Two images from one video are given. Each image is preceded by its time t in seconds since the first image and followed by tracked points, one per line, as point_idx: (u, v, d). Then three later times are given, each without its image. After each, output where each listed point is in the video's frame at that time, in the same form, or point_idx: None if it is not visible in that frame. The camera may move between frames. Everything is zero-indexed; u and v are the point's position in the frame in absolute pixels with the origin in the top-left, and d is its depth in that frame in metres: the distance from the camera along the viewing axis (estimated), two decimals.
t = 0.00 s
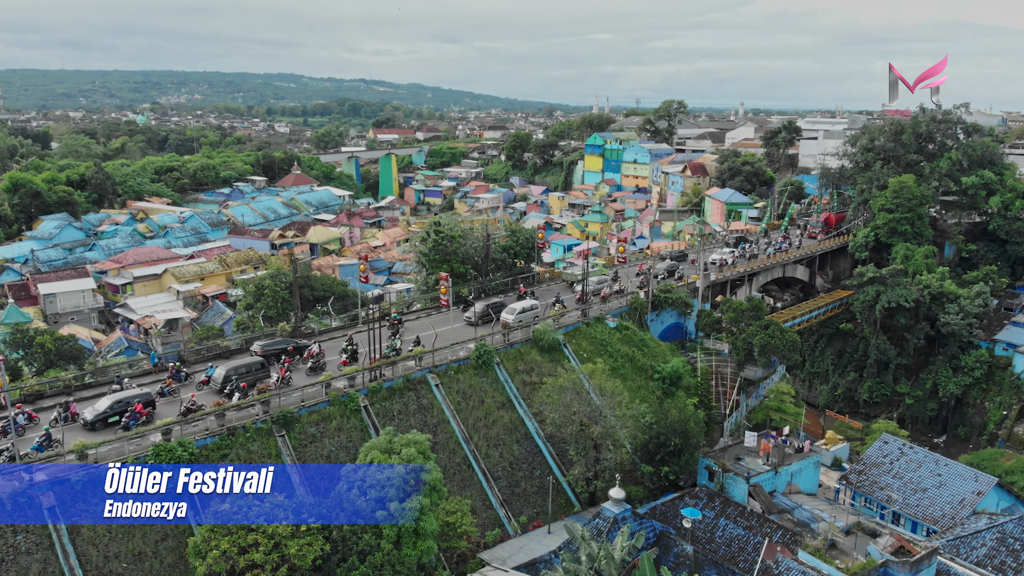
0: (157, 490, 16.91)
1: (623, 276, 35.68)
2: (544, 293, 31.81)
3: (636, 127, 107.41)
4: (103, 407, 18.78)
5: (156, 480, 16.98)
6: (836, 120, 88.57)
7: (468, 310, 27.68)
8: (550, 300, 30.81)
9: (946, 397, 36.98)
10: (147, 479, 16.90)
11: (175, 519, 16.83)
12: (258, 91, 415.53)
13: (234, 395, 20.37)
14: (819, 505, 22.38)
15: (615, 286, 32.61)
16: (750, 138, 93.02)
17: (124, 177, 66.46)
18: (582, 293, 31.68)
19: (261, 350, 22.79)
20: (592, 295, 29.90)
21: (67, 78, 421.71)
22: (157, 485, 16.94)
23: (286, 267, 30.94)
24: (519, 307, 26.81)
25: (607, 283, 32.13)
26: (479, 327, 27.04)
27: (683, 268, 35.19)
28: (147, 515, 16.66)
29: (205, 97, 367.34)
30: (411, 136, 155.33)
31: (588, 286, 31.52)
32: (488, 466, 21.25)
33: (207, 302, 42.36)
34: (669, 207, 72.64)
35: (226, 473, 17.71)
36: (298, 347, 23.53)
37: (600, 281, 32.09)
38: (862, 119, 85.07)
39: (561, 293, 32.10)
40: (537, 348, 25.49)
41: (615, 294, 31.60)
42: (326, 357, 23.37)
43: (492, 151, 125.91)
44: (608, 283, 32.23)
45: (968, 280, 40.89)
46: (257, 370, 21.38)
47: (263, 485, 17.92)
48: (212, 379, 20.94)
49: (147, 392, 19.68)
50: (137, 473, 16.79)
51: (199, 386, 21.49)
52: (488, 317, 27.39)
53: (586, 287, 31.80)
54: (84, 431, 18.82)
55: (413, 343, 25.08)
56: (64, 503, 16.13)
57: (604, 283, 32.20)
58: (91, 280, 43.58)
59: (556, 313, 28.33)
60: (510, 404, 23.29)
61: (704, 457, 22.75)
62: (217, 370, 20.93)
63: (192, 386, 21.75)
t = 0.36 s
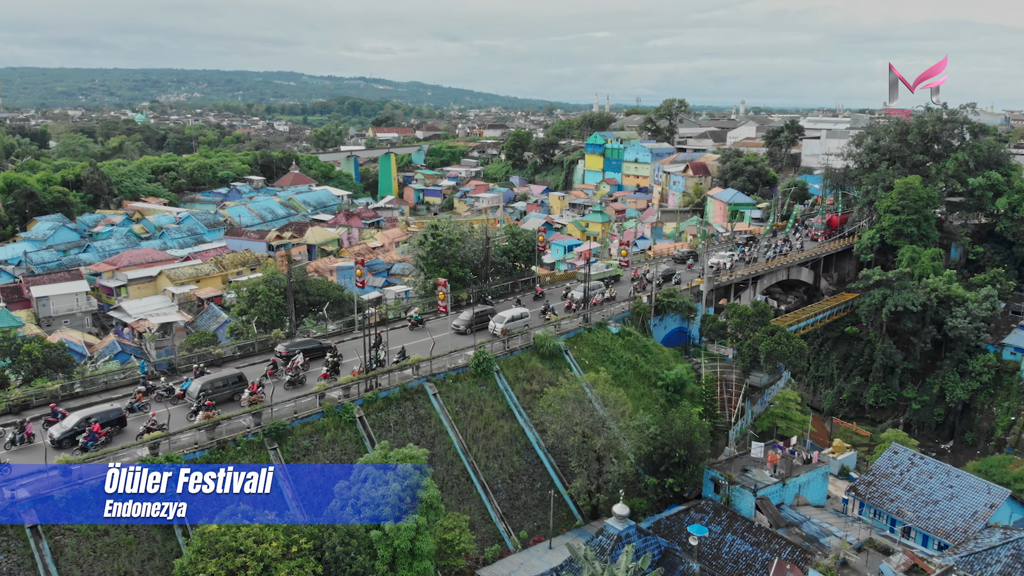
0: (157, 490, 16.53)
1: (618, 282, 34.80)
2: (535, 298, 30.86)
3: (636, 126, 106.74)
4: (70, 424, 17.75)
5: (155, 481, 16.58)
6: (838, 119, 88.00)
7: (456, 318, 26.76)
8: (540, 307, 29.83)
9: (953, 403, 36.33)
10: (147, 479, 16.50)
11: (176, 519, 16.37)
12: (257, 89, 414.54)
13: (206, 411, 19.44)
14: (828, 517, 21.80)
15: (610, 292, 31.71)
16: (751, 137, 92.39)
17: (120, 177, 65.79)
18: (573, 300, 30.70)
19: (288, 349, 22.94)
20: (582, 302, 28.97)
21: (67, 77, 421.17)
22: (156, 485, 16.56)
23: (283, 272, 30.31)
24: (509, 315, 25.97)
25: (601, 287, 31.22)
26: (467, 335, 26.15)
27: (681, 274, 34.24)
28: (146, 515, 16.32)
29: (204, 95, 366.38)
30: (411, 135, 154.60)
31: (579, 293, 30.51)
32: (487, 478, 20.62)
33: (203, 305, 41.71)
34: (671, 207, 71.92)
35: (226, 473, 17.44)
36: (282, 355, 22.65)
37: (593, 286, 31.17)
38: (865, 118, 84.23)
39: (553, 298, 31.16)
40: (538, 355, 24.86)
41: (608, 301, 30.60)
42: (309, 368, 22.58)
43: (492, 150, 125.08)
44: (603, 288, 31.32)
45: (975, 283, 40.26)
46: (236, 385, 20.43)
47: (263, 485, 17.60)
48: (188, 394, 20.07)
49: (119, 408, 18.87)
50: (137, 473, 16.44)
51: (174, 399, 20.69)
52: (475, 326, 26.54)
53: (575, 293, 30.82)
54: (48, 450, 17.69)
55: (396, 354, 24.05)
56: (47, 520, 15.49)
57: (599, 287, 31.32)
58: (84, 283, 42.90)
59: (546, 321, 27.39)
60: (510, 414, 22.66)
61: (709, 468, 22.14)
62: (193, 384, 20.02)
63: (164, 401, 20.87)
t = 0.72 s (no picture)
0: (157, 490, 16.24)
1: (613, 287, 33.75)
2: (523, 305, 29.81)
3: (637, 125, 106.00)
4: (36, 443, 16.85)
5: (155, 480, 16.31)
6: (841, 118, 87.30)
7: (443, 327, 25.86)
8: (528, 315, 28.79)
9: (961, 408, 35.65)
10: (147, 480, 16.19)
11: (174, 519, 16.11)
12: (257, 87, 413.68)
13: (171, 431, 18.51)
14: (837, 531, 21.17)
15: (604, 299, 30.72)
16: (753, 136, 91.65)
17: (116, 177, 65.13)
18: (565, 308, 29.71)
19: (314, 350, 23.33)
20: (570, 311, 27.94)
21: (66, 75, 420.34)
22: (156, 485, 16.25)
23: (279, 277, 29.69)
24: (497, 324, 25.02)
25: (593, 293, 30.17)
26: (454, 345, 25.27)
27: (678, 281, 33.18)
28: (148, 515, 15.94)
29: (203, 93, 365.45)
30: (410, 134, 153.85)
31: (569, 301, 29.44)
32: (486, 492, 19.96)
33: (198, 308, 41.11)
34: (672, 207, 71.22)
35: (226, 473, 17.13)
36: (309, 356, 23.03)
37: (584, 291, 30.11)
38: (868, 117, 83.51)
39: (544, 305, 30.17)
40: (538, 363, 24.21)
41: (599, 309, 29.52)
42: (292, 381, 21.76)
43: (491, 149, 124.31)
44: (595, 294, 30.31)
45: (982, 286, 39.59)
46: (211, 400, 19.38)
47: (263, 485, 17.26)
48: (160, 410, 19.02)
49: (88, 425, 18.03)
50: (138, 473, 16.07)
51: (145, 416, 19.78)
52: (463, 335, 25.65)
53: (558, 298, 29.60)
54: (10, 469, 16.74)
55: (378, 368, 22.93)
56: (29, 541, 14.86)
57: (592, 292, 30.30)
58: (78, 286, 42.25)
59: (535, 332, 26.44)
60: (510, 424, 22.00)
61: (715, 480, 21.52)
62: (166, 400, 18.95)
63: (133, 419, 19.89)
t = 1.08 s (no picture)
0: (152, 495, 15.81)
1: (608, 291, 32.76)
2: (513, 311, 28.75)
3: (638, 123, 105.24)
4: None
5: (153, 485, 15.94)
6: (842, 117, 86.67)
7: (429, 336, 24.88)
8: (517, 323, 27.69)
9: (968, 414, 35.00)
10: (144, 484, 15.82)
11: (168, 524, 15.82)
12: (256, 85, 412.54)
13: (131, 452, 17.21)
14: (848, 546, 20.55)
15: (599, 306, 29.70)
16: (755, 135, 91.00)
17: (112, 177, 64.40)
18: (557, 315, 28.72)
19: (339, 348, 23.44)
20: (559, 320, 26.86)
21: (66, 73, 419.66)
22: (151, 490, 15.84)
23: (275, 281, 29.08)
24: (484, 333, 24.09)
25: (586, 299, 29.11)
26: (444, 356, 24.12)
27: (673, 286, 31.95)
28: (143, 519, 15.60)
29: (202, 91, 364.21)
30: (410, 133, 152.97)
31: (560, 308, 28.42)
32: (486, 506, 19.30)
33: (193, 311, 40.46)
34: (674, 207, 70.50)
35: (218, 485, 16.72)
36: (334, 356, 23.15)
37: (576, 298, 29.03)
38: (871, 116, 82.78)
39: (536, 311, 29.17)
40: (539, 370, 23.54)
41: (590, 317, 28.40)
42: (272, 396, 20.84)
43: (492, 148, 123.49)
44: (588, 299, 29.28)
45: (990, 289, 38.92)
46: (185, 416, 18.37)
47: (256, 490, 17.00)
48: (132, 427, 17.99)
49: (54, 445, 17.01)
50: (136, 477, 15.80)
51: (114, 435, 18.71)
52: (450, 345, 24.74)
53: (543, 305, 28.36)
54: None
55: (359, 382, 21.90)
56: (10, 562, 14.26)
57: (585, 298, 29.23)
58: (71, 289, 41.59)
59: (525, 341, 25.41)
60: (510, 435, 21.33)
61: (722, 493, 20.88)
62: (137, 416, 17.98)
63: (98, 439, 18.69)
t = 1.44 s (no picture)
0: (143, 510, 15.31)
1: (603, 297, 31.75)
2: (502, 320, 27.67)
3: (640, 122, 104.49)
4: None
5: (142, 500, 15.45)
6: (846, 116, 85.98)
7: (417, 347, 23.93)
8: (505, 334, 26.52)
9: (977, 420, 34.35)
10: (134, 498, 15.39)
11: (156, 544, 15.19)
12: (255, 83, 411.65)
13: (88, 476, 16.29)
14: (859, 561, 19.95)
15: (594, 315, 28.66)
16: (757, 134, 90.31)
17: (108, 177, 63.75)
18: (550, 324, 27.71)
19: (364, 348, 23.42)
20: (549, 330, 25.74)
21: (65, 71, 418.90)
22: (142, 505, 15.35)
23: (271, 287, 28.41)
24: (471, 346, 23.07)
25: (579, 306, 28.10)
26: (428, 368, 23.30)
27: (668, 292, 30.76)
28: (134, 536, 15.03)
29: (201, 90, 363.44)
30: (410, 131, 152.18)
31: (551, 316, 27.37)
32: (485, 522, 18.67)
33: (188, 315, 39.90)
34: (675, 207, 69.83)
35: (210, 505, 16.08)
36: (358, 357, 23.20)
37: (569, 306, 27.99)
38: (875, 115, 82.02)
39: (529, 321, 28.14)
40: (541, 380, 22.88)
41: (582, 326, 27.37)
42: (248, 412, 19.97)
43: (492, 147, 122.69)
44: (583, 306, 28.35)
45: (999, 292, 38.30)
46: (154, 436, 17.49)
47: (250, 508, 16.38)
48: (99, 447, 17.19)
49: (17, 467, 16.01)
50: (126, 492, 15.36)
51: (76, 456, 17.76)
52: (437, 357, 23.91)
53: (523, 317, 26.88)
54: None
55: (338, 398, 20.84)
56: None
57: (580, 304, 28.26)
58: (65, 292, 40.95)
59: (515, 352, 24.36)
60: (511, 447, 20.65)
61: (729, 507, 20.26)
62: (105, 436, 17.16)
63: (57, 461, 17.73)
